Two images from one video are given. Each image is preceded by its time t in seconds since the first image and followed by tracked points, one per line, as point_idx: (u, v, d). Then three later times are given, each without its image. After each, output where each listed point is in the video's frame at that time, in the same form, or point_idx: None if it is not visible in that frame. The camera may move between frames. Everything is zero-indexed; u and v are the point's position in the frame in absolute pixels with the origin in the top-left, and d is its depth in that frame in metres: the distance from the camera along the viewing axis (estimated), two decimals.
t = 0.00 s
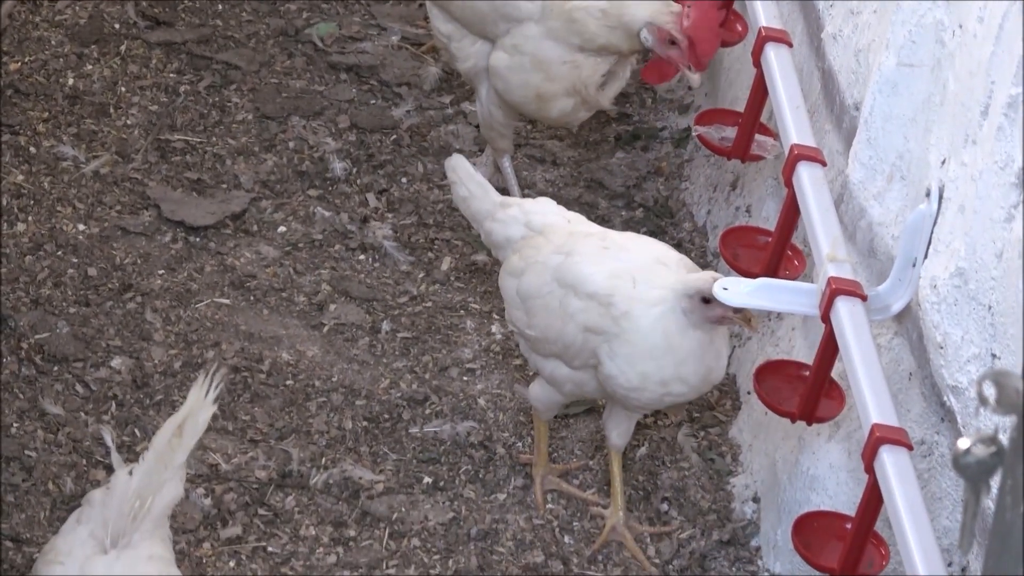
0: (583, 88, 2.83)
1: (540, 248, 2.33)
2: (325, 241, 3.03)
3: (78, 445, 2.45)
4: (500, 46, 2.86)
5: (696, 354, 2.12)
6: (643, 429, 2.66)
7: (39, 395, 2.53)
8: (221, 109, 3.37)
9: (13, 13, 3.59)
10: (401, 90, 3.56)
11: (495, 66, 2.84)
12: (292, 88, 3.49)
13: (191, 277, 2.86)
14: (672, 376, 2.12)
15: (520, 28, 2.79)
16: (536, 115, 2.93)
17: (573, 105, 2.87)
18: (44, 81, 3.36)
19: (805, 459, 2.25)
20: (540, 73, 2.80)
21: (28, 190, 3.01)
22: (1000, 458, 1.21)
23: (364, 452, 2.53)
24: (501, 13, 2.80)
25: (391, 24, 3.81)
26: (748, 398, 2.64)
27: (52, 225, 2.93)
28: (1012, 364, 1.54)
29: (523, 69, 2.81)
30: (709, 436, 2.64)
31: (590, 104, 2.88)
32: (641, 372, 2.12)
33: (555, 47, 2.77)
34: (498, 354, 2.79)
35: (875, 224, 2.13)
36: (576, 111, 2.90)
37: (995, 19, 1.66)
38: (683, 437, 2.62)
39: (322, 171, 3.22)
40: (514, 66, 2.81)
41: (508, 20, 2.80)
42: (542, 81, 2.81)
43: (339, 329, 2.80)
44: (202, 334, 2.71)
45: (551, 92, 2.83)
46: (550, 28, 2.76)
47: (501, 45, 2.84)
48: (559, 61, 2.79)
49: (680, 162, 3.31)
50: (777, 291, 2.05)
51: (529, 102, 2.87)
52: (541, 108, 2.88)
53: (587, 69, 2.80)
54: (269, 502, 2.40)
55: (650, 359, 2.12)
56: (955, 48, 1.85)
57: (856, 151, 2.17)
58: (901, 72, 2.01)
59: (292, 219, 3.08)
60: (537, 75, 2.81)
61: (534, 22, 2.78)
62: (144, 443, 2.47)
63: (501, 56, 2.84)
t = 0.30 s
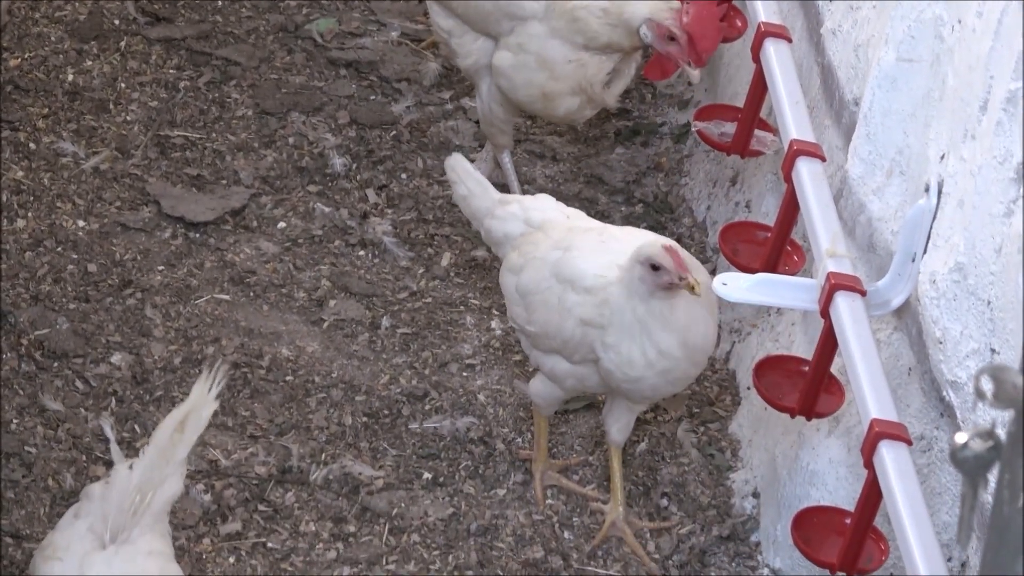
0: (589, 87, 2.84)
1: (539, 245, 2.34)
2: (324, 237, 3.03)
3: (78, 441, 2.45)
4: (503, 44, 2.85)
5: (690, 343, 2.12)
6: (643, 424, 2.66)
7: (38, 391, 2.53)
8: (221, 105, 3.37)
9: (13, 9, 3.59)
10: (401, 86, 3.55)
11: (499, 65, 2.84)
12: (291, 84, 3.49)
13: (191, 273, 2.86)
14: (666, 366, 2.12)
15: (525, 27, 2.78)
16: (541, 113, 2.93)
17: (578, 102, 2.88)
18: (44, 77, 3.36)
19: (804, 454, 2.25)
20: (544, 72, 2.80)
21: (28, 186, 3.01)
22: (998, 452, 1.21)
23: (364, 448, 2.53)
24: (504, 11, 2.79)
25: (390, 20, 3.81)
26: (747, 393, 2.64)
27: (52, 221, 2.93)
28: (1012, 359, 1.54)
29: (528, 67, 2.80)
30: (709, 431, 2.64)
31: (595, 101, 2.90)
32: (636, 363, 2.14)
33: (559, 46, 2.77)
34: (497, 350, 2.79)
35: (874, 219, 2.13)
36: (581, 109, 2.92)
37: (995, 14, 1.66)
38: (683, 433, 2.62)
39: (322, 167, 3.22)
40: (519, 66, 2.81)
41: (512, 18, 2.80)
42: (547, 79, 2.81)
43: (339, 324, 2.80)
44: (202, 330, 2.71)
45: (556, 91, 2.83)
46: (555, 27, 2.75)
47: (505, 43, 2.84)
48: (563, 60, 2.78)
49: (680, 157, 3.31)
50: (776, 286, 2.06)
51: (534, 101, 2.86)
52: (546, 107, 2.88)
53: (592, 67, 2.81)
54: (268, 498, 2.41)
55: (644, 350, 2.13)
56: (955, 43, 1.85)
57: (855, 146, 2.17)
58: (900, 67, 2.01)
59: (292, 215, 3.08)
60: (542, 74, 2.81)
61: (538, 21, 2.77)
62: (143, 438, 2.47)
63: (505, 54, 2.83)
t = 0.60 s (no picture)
0: (587, 91, 2.84)
1: (535, 248, 2.35)
2: (324, 242, 3.03)
3: (78, 448, 2.46)
4: (503, 48, 2.87)
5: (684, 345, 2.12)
6: (643, 429, 2.66)
7: (39, 397, 2.53)
8: (220, 110, 3.37)
9: (12, 15, 3.59)
10: (400, 91, 3.56)
11: (497, 68, 2.86)
12: (291, 90, 3.49)
13: (191, 279, 2.87)
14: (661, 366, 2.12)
15: (524, 30, 2.80)
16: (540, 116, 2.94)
17: (576, 107, 2.89)
18: (43, 84, 3.36)
19: (805, 458, 2.25)
20: (543, 75, 2.81)
21: (28, 193, 3.01)
22: (994, 456, 1.21)
23: (364, 453, 2.53)
24: (505, 14, 2.80)
25: (389, 25, 3.81)
26: (747, 397, 2.64)
27: (52, 228, 2.93)
28: (1011, 362, 1.54)
29: (527, 71, 2.82)
30: (709, 436, 2.64)
31: (593, 105, 2.90)
32: (631, 363, 2.14)
33: (557, 49, 2.78)
34: (497, 355, 2.79)
35: (873, 223, 2.13)
36: (579, 113, 2.91)
37: (993, 17, 1.66)
38: (683, 437, 2.62)
39: (321, 172, 3.22)
40: (518, 69, 2.82)
41: (512, 21, 2.81)
42: (546, 83, 2.82)
43: (339, 330, 2.80)
44: (202, 336, 2.71)
45: (554, 94, 2.84)
46: (554, 31, 2.77)
47: (504, 46, 2.85)
48: (561, 64, 2.79)
49: (679, 161, 3.31)
50: (775, 290, 2.06)
51: (533, 104, 2.88)
52: (544, 110, 2.89)
53: (590, 72, 2.81)
54: (269, 504, 2.41)
55: (639, 349, 2.14)
56: (953, 46, 1.85)
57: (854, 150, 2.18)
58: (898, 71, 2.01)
59: (292, 221, 3.08)
60: (541, 77, 2.82)
61: (536, 24, 2.80)
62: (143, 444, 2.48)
63: (504, 57, 2.85)
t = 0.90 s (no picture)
0: (595, 76, 2.85)
1: (546, 257, 2.34)
2: (326, 248, 3.04)
3: (80, 453, 2.46)
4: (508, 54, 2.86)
5: (690, 367, 2.13)
6: (645, 434, 2.66)
7: (41, 403, 2.54)
8: (222, 116, 3.38)
9: (14, 22, 3.60)
10: (402, 97, 3.56)
11: (506, 75, 2.86)
12: (293, 96, 3.50)
13: (193, 284, 2.87)
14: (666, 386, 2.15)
15: (527, 36, 2.78)
16: (550, 119, 2.95)
17: (588, 99, 2.90)
18: (46, 90, 3.37)
19: (806, 464, 2.25)
20: (552, 78, 2.82)
21: (30, 199, 3.01)
22: (995, 462, 1.21)
23: (365, 459, 2.53)
24: (510, 20, 2.78)
25: (391, 31, 3.82)
26: (749, 403, 2.64)
27: (54, 234, 2.93)
28: (1011, 368, 1.55)
29: (534, 76, 2.82)
30: (710, 441, 2.64)
31: (603, 91, 2.92)
32: (635, 381, 2.17)
33: (558, 46, 2.78)
34: (499, 360, 2.79)
35: (874, 228, 2.14)
36: (594, 105, 2.94)
37: (993, 23, 1.66)
38: (685, 442, 2.62)
39: (323, 178, 3.23)
40: (524, 75, 2.83)
41: (516, 27, 2.79)
42: (556, 85, 2.83)
43: (341, 335, 2.80)
44: (204, 342, 2.72)
45: (566, 93, 2.85)
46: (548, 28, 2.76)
47: (510, 53, 2.84)
48: (565, 58, 2.79)
49: (680, 167, 3.31)
50: (776, 296, 2.06)
51: (543, 107, 2.89)
52: (555, 113, 2.91)
53: (592, 56, 2.82)
54: (271, 510, 2.41)
55: (646, 368, 2.15)
56: (954, 52, 1.86)
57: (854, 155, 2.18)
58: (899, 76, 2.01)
59: (293, 227, 3.09)
60: (550, 81, 2.82)
61: (534, 28, 2.77)
62: (145, 450, 2.48)
63: (511, 64, 2.84)
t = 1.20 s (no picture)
0: (591, 79, 2.82)
1: (544, 283, 2.35)
2: (327, 262, 3.04)
3: (81, 467, 2.46)
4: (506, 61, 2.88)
5: (689, 407, 2.12)
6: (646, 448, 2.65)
7: (42, 417, 2.54)
8: (224, 129, 3.39)
9: (16, 35, 3.60)
10: (404, 110, 3.57)
11: (502, 80, 2.88)
12: (294, 109, 3.51)
13: (195, 298, 2.87)
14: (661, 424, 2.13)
15: (522, 41, 2.81)
16: (548, 125, 2.94)
17: (584, 103, 2.88)
18: (48, 103, 3.37)
19: (808, 478, 2.25)
20: (548, 83, 2.81)
21: (32, 212, 3.01)
22: (993, 477, 1.21)
23: (366, 473, 2.53)
24: (507, 26, 2.82)
25: (393, 44, 3.83)
26: (751, 416, 2.64)
27: (56, 247, 2.93)
28: (1011, 383, 1.55)
29: (530, 81, 2.83)
30: (711, 455, 2.64)
31: (600, 95, 2.88)
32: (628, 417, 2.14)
33: (553, 50, 2.77)
34: (500, 374, 2.79)
35: (875, 241, 2.14)
36: (589, 109, 2.91)
37: (994, 37, 1.66)
38: (686, 456, 2.62)
39: (324, 192, 3.23)
40: (520, 80, 2.84)
41: (513, 33, 2.82)
42: (552, 89, 2.82)
43: (342, 349, 2.80)
44: (206, 355, 2.72)
45: (561, 98, 2.84)
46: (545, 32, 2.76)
47: (507, 59, 2.86)
48: (559, 62, 2.78)
49: (682, 180, 3.32)
50: (777, 309, 2.06)
51: (541, 111, 2.88)
52: (553, 117, 2.90)
53: (588, 58, 2.78)
54: (272, 524, 2.40)
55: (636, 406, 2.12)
56: (954, 66, 1.86)
57: (855, 169, 2.19)
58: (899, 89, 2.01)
59: (295, 240, 3.09)
60: (545, 85, 2.82)
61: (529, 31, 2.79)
62: (146, 464, 2.48)
63: (507, 70, 2.86)
